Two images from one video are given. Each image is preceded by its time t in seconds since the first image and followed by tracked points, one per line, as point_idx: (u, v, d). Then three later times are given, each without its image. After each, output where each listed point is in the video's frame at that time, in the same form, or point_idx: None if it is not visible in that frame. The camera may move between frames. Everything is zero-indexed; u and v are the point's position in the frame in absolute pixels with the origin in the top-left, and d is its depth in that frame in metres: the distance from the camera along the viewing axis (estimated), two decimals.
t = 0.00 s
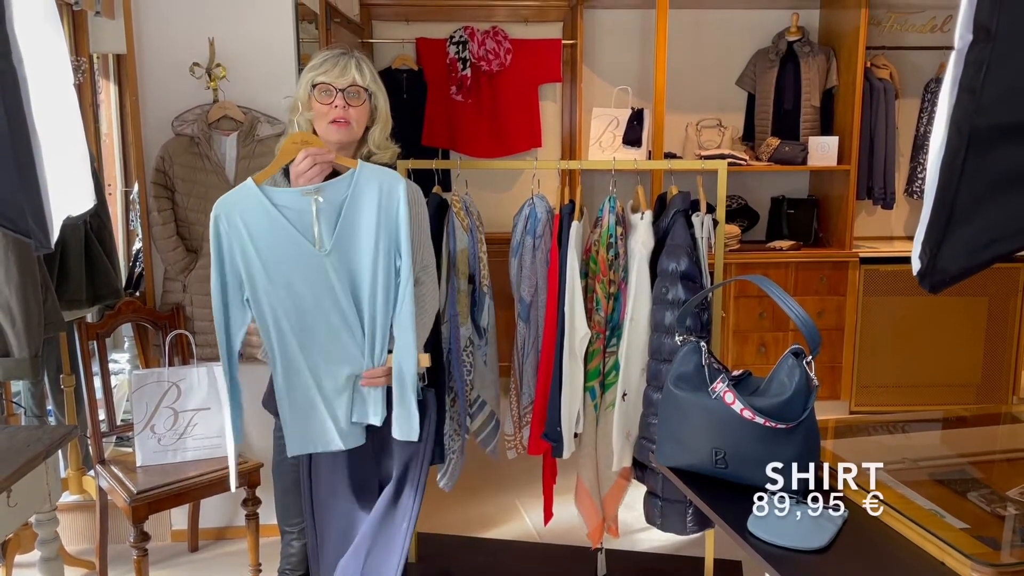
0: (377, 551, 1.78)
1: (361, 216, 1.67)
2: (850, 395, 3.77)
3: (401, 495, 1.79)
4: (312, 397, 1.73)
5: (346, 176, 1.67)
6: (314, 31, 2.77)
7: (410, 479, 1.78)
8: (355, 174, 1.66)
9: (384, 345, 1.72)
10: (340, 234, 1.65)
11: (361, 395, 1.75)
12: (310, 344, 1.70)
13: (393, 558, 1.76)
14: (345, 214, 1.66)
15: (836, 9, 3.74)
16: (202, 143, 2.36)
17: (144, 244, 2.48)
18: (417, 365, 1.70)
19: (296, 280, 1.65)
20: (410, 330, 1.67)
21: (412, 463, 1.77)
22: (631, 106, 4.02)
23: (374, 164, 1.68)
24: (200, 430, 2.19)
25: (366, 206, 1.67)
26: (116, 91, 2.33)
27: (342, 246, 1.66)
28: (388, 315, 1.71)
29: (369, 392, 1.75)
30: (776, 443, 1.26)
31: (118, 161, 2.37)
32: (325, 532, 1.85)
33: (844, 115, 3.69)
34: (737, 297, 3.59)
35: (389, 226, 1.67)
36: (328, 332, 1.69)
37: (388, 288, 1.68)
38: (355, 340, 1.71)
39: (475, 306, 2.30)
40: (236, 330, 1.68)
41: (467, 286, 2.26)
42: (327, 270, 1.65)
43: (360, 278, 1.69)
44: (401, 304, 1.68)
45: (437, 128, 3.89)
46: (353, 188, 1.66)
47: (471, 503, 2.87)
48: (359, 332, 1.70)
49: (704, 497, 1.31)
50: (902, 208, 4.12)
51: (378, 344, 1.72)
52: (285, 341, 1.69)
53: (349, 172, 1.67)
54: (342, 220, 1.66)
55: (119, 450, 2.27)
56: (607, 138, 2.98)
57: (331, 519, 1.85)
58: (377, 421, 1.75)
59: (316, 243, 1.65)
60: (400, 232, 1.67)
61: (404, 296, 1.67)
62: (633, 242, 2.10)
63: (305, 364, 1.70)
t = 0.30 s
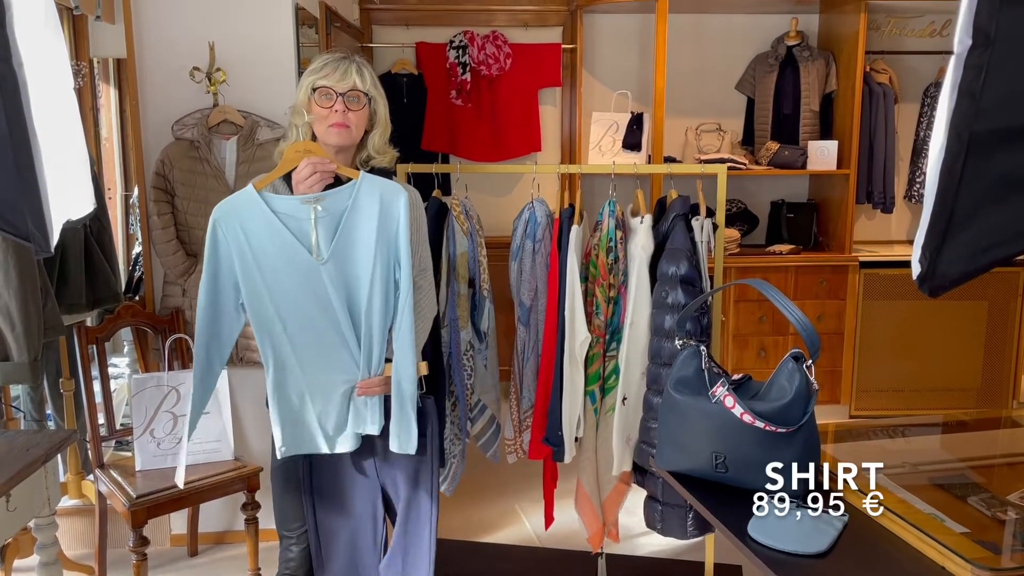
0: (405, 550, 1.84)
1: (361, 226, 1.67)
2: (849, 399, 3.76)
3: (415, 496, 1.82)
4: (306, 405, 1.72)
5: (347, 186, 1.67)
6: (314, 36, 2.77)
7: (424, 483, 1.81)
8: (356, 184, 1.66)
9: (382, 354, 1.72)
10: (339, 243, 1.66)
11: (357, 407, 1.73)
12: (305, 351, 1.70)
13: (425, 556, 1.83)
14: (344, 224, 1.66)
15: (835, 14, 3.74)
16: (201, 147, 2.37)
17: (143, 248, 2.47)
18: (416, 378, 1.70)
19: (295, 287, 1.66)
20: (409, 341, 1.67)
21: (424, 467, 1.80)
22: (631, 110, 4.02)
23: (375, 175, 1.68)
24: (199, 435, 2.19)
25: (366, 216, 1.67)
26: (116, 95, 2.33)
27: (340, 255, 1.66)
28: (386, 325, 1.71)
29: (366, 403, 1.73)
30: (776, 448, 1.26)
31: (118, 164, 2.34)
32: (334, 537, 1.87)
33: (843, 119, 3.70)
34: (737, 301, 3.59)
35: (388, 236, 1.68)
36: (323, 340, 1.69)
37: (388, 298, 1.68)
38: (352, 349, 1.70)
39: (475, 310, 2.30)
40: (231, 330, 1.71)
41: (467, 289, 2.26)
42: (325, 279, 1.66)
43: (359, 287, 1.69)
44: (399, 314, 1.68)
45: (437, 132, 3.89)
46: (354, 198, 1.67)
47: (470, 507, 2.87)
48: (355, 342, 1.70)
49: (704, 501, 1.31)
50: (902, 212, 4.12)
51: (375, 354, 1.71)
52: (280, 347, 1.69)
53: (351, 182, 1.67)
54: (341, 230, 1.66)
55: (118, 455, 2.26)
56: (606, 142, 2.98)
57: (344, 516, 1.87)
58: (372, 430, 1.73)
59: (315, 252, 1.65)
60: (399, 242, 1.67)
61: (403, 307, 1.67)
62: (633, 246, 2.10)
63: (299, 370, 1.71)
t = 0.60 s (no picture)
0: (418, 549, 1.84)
1: (362, 229, 1.67)
2: (848, 403, 3.77)
3: (432, 502, 1.82)
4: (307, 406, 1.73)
5: (348, 189, 1.68)
6: (313, 40, 2.78)
7: (439, 484, 1.81)
8: (356, 188, 1.67)
9: (384, 357, 1.71)
10: (340, 246, 1.66)
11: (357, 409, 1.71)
12: (306, 352, 1.70)
13: (448, 554, 1.84)
14: (345, 227, 1.66)
15: (833, 18, 3.75)
16: (200, 151, 2.38)
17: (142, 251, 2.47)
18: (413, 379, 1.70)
19: (296, 290, 1.66)
20: (405, 343, 1.67)
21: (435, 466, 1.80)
22: (629, 115, 4.03)
23: (376, 178, 1.68)
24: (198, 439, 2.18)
25: (367, 219, 1.67)
26: (115, 99, 2.33)
27: (341, 257, 1.66)
28: (387, 327, 1.70)
29: (367, 406, 1.72)
30: (773, 451, 1.26)
31: (117, 171, 2.36)
32: (337, 540, 1.86)
33: (841, 123, 3.71)
34: (735, 305, 3.59)
35: (389, 239, 1.68)
36: (325, 342, 1.69)
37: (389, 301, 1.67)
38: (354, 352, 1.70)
39: (472, 313, 2.29)
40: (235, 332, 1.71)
41: (465, 293, 2.26)
42: (326, 281, 1.66)
43: (360, 290, 1.69)
44: (399, 316, 1.68)
45: (436, 136, 3.89)
46: (355, 201, 1.67)
47: (469, 511, 2.86)
48: (356, 343, 1.69)
49: (703, 506, 1.31)
50: (900, 216, 4.12)
51: (378, 356, 1.71)
52: (281, 348, 1.70)
53: (352, 186, 1.68)
54: (343, 233, 1.67)
55: (116, 459, 2.26)
56: (605, 145, 2.99)
57: (350, 526, 1.84)
58: (372, 433, 1.72)
59: (317, 255, 1.66)
60: (400, 245, 1.67)
61: (402, 308, 1.67)
62: (631, 250, 2.10)
63: (301, 371, 1.71)
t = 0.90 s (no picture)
0: (416, 552, 1.84)
1: (360, 230, 1.67)
2: (846, 406, 3.77)
3: (430, 505, 1.82)
4: (304, 409, 1.71)
5: (346, 191, 1.68)
6: (311, 43, 2.78)
7: (437, 488, 1.81)
8: (354, 190, 1.67)
9: (382, 359, 1.71)
10: (337, 248, 1.66)
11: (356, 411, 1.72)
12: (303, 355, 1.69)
13: (448, 557, 1.83)
14: (342, 229, 1.66)
15: (831, 21, 3.76)
16: (198, 154, 2.37)
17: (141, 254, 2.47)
18: (413, 381, 1.71)
19: (294, 292, 1.65)
20: (405, 345, 1.69)
21: (433, 470, 1.80)
22: (627, 118, 4.04)
23: (373, 180, 1.68)
24: (196, 442, 2.18)
25: (364, 221, 1.67)
26: (112, 101, 2.32)
27: (339, 259, 1.66)
28: (386, 329, 1.70)
29: (365, 408, 1.72)
30: (771, 455, 1.26)
31: (115, 174, 2.36)
32: (334, 545, 1.85)
33: (839, 126, 3.71)
34: (734, 308, 3.59)
35: (387, 240, 1.68)
36: (322, 345, 1.68)
37: (388, 303, 1.68)
38: (352, 353, 1.70)
39: (469, 316, 2.29)
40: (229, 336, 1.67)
41: (463, 296, 2.25)
42: (324, 283, 1.65)
43: (358, 292, 1.69)
44: (398, 318, 1.69)
45: (434, 139, 3.89)
46: (353, 203, 1.67)
47: (467, 514, 2.86)
48: (355, 346, 1.69)
49: (702, 509, 1.31)
50: (898, 219, 4.13)
51: (376, 358, 1.70)
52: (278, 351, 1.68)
53: (349, 188, 1.68)
54: (341, 234, 1.67)
55: (113, 462, 2.26)
56: (603, 148, 3.00)
57: (344, 526, 1.84)
58: (371, 434, 1.73)
59: (314, 257, 1.65)
60: (398, 247, 1.68)
61: (401, 310, 1.68)
62: (629, 253, 2.10)
63: (298, 374, 1.69)
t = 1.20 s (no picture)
0: (413, 553, 1.84)
1: (357, 229, 1.67)
2: (844, 408, 3.77)
3: (426, 505, 1.82)
4: (300, 407, 1.71)
5: (344, 191, 1.68)
6: (309, 45, 2.78)
7: (433, 488, 1.80)
8: (352, 191, 1.67)
9: (379, 359, 1.71)
10: (335, 248, 1.66)
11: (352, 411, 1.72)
12: (299, 353, 1.69)
13: (442, 557, 1.83)
14: (340, 228, 1.66)
15: (829, 24, 3.76)
16: (196, 156, 2.37)
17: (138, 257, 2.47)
18: (409, 382, 1.71)
19: (291, 290, 1.65)
20: (401, 345, 1.68)
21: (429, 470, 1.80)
22: (624, 120, 4.04)
23: (372, 181, 1.68)
24: (193, 444, 2.18)
25: (362, 220, 1.67)
26: (110, 103, 2.32)
27: (336, 258, 1.66)
28: (382, 329, 1.70)
29: (361, 408, 1.72)
30: (768, 457, 1.26)
31: (112, 175, 2.36)
32: (331, 547, 1.85)
33: (836, 129, 3.72)
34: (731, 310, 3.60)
35: (384, 240, 1.68)
36: (319, 344, 1.68)
37: (384, 303, 1.67)
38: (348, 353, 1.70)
39: (467, 318, 2.29)
40: (225, 335, 1.66)
41: (460, 298, 2.25)
42: (321, 282, 1.65)
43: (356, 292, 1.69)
44: (394, 317, 1.68)
45: (432, 141, 3.90)
46: (351, 203, 1.67)
47: (465, 516, 2.86)
48: (351, 345, 1.69)
49: (699, 512, 1.30)
50: (895, 221, 4.14)
51: (373, 358, 1.70)
52: (274, 349, 1.68)
53: (347, 188, 1.68)
54: (339, 233, 1.67)
55: (111, 464, 2.26)
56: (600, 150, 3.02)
57: (341, 527, 1.84)
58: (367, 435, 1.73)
59: (312, 255, 1.65)
60: (396, 247, 1.68)
61: (398, 310, 1.68)
62: (627, 255, 2.10)
63: (294, 372, 1.69)
